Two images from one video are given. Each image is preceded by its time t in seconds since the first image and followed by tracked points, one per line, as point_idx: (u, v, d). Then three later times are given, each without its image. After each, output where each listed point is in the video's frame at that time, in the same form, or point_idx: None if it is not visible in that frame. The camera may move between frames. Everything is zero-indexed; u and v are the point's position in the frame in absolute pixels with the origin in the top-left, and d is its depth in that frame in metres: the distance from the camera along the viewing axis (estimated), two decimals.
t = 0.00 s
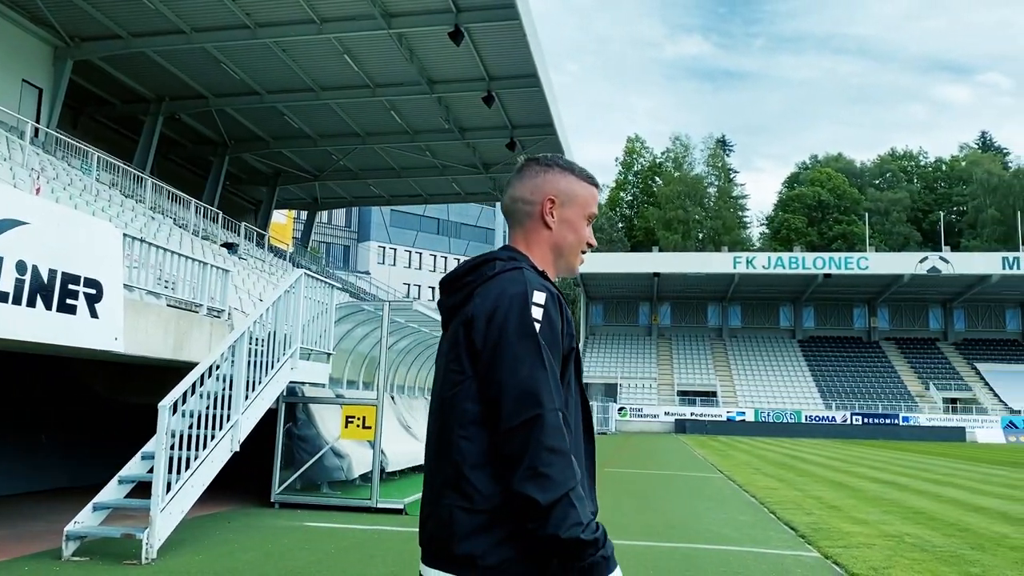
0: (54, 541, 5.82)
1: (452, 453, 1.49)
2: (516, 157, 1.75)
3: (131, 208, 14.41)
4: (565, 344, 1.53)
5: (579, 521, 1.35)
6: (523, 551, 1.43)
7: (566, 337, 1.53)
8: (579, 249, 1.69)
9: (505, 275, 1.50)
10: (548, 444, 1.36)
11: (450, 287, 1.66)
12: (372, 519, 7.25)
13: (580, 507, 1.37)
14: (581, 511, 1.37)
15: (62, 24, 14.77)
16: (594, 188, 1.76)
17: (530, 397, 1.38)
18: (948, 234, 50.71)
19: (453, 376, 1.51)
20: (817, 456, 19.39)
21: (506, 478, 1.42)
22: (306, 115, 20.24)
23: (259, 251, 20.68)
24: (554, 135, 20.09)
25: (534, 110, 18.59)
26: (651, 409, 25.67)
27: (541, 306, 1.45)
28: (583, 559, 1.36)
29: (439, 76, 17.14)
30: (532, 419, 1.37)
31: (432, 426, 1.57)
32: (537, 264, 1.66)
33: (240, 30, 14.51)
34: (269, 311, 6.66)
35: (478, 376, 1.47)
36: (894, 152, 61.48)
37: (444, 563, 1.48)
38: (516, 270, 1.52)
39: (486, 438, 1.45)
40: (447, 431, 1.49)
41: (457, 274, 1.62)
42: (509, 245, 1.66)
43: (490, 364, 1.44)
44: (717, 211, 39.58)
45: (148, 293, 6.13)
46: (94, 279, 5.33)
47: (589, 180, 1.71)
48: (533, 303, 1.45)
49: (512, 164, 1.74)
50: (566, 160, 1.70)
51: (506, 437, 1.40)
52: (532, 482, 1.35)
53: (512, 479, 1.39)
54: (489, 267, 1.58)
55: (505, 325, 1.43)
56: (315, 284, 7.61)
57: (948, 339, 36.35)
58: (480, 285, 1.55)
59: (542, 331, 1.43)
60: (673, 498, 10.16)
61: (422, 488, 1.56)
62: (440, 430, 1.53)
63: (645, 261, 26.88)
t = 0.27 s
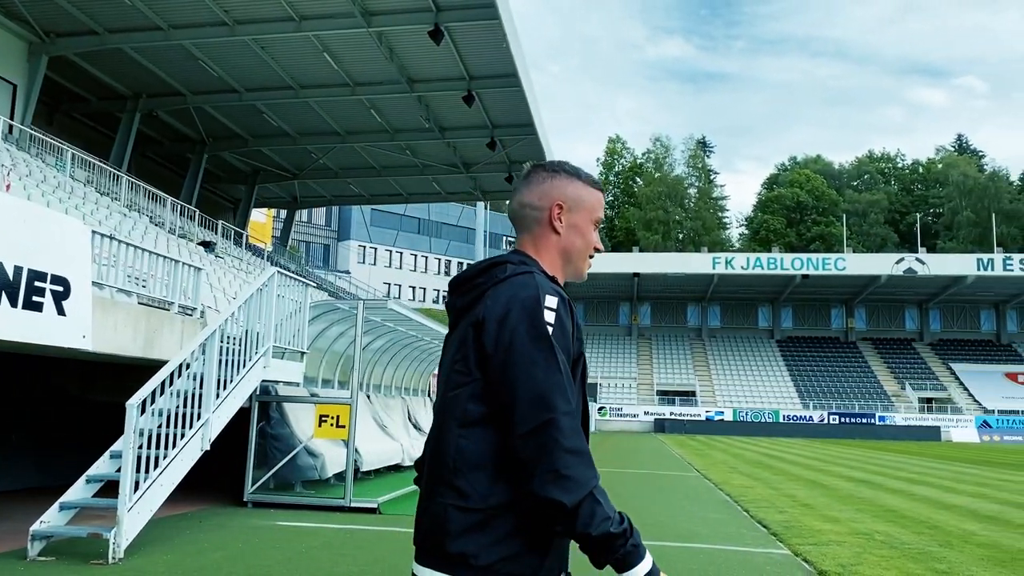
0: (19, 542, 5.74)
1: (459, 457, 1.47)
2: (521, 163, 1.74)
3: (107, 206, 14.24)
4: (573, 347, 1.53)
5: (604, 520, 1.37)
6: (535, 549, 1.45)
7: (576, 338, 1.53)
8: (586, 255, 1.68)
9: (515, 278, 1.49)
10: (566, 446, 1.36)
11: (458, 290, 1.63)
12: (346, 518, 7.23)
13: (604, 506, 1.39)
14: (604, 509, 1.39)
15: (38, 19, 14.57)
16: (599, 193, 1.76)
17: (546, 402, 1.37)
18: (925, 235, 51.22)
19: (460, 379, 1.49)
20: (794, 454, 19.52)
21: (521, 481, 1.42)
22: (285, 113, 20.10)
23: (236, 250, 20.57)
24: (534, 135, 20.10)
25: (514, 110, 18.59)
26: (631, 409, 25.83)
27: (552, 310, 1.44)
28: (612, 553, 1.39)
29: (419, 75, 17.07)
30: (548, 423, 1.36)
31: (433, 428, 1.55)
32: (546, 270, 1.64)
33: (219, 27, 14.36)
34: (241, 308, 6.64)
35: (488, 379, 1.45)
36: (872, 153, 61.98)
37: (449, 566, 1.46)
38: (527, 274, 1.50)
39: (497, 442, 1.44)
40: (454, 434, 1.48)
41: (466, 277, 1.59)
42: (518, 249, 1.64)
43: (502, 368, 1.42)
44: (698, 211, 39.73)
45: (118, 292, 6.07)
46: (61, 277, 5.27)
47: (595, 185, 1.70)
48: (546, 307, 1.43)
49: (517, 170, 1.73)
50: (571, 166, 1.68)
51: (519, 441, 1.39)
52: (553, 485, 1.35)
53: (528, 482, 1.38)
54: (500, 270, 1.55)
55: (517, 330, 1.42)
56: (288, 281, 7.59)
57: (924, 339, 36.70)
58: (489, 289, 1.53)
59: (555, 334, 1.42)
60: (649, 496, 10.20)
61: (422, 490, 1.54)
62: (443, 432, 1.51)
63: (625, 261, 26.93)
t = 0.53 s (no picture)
0: None
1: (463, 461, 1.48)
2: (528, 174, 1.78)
3: (81, 204, 14.03)
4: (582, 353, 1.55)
5: (606, 525, 1.40)
6: (535, 553, 1.47)
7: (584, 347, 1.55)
8: (591, 264, 1.72)
9: (528, 285, 1.50)
10: (574, 454, 1.39)
11: (467, 295, 1.65)
12: (318, 517, 7.23)
13: (606, 513, 1.42)
14: (609, 515, 1.41)
15: (11, 14, 14.34)
16: (604, 203, 1.80)
17: (553, 410, 1.39)
18: (903, 236, 51.65)
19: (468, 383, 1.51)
20: (771, 454, 19.64)
21: (527, 488, 1.44)
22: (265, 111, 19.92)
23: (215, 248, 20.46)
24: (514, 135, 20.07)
25: (494, 109, 18.55)
26: (610, 409, 25.88)
27: (564, 318, 1.45)
28: (618, 552, 1.43)
29: (400, 74, 16.96)
30: (554, 430, 1.38)
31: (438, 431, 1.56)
32: (553, 278, 1.68)
33: (196, 23, 14.18)
34: (213, 305, 6.61)
35: (498, 386, 1.46)
36: (850, 155, 62.43)
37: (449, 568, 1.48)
38: (536, 282, 1.51)
39: (505, 447, 1.46)
40: (459, 440, 1.49)
41: (474, 283, 1.60)
42: (526, 258, 1.68)
43: (512, 373, 1.43)
44: (679, 212, 39.84)
45: (88, 289, 6.02)
46: (27, 273, 5.20)
47: (600, 197, 1.75)
48: (554, 315, 1.45)
49: (524, 181, 1.76)
50: (578, 177, 1.72)
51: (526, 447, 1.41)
52: (559, 492, 1.38)
53: (534, 488, 1.41)
54: (511, 277, 1.56)
55: (526, 339, 1.43)
56: (264, 280, 7.55)
57: (901, 339, 36.99)
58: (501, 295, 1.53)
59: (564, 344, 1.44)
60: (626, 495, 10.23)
61: (424, 491, 1.55)
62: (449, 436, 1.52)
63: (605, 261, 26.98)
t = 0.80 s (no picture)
0: None
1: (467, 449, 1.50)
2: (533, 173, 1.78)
3: (51, 201, 13.80)
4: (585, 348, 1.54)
5: (584, 519, 1.37)
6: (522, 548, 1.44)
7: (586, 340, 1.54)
8: (594, 262, 1.70)
9: (531, 276, 1.51)
10: (561, 442, 1.37)
11: (471, 291, 1.66)
12: (286, 517, 7.18)
13: (587, 509, 1.38)
14: (588, 513, 1.38)
15: None
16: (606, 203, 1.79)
17: (543, 398, 1.39)
18: (879, 237, 52.09)
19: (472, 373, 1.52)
20: (747, 453, 19.73)
21: (517, 478, 1.43)
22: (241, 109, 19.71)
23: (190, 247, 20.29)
24: (493, 135, 19.99)
25: (471, 109, 18.46)
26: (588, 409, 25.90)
27: (563, 309, 1.45)
28: (589, 553, 1.39)
29: (378, 72, 16.79)
30: (546, 418, 1.38)
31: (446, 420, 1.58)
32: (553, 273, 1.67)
33: (172, 20, 13.96)
34: (179, 302, 6.54)
35: (498, 374, 1.47)
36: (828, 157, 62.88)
37: (450, 559, 1.48)
38: (540, 274, 1.52)
39: (499, 434, 1.47)
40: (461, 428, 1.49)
41: (478, 279, 1.61)
42: (526, 253, 1.68)
43: (510, 361, 1.44)
44: (657, 212, 39.91)
45: (52, 287, 5.93)
46: None
47: (605, 196, 1.74)
48: (555, 305, 1.45)
49: (529, 178, 1.76)
50: (580, 176, 1.72)
51: (517, 433, 1.40)
52: (543, 479, 1.36)
53: (523, 475, 1.39)
54: (513, 271, 1.57)
55: (525, 327, 1.44)
56: (233, 278, 7.48)
57: (876, 339, 37.31)
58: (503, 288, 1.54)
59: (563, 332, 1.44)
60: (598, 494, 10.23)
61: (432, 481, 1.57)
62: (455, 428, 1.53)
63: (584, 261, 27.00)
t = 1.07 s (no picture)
0: None
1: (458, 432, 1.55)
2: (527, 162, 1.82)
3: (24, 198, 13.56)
4: (570, 333, 1.58)
5: (554, 502, 1.39)
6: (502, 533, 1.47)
7: (569, 323, 1.58)
8: (585, 250, 1.74)
9: (517, 263, 1.56)
10: (537, 426, 1.40)
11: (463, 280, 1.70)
12: (258, 516, 7.16)
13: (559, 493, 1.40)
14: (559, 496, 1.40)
15: None
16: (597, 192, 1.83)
17: (523, 379, 1.43)
18: (859, 237, 52.33)
19: (457, 358, 1.57)
20: (726, 452, 19.80)
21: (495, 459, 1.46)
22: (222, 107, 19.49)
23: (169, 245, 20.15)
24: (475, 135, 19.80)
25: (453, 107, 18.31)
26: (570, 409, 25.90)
27: (546, 294, 1.50)
28: (550, 542, 1.40)
29: (360, 70, 16.60)
30: (526, 399, 1.41)
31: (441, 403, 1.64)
32: (543, 259, 1.71)
33: (151, 16, 13.72)
34: (150, 300, 6.46)
35: (483, 358, 1.51)
36: (810, 158, 63.19)
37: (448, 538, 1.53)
38: (526, 261, 1.56)
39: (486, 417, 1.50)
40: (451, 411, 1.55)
41: (466, 268, 1.66)
42: (518, 240, 1.71)
43: (495, 343, 1.49)
44: (640, 213, 39.89)
45: (20, 284, 5.84)
46: None
47: (595, 185, 1.78)
48: (538, 291, 1.49)
49: (523, 167, 1.80)
50: (574, 164, 1.76)
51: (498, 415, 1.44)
52: (518, 459, 1.40)
53: (499, 458, 1.43)
54: (500, 258, 1.61)
55: (509, 310, 1.48)
56: (203, 275, 7.39)
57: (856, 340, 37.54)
58: (489, 274, 1.59)
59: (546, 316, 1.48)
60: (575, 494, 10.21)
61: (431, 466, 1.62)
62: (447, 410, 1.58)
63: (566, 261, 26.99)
